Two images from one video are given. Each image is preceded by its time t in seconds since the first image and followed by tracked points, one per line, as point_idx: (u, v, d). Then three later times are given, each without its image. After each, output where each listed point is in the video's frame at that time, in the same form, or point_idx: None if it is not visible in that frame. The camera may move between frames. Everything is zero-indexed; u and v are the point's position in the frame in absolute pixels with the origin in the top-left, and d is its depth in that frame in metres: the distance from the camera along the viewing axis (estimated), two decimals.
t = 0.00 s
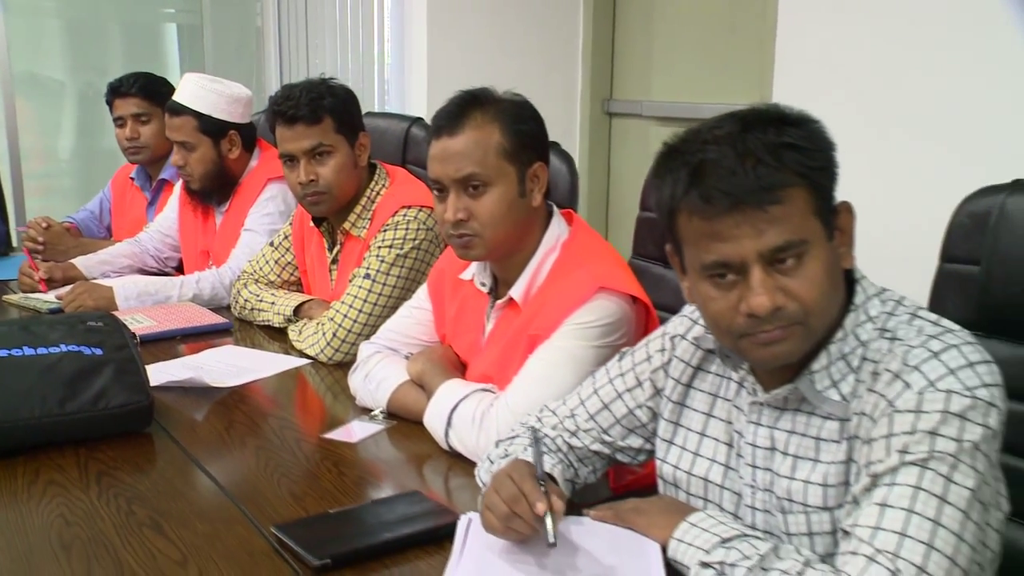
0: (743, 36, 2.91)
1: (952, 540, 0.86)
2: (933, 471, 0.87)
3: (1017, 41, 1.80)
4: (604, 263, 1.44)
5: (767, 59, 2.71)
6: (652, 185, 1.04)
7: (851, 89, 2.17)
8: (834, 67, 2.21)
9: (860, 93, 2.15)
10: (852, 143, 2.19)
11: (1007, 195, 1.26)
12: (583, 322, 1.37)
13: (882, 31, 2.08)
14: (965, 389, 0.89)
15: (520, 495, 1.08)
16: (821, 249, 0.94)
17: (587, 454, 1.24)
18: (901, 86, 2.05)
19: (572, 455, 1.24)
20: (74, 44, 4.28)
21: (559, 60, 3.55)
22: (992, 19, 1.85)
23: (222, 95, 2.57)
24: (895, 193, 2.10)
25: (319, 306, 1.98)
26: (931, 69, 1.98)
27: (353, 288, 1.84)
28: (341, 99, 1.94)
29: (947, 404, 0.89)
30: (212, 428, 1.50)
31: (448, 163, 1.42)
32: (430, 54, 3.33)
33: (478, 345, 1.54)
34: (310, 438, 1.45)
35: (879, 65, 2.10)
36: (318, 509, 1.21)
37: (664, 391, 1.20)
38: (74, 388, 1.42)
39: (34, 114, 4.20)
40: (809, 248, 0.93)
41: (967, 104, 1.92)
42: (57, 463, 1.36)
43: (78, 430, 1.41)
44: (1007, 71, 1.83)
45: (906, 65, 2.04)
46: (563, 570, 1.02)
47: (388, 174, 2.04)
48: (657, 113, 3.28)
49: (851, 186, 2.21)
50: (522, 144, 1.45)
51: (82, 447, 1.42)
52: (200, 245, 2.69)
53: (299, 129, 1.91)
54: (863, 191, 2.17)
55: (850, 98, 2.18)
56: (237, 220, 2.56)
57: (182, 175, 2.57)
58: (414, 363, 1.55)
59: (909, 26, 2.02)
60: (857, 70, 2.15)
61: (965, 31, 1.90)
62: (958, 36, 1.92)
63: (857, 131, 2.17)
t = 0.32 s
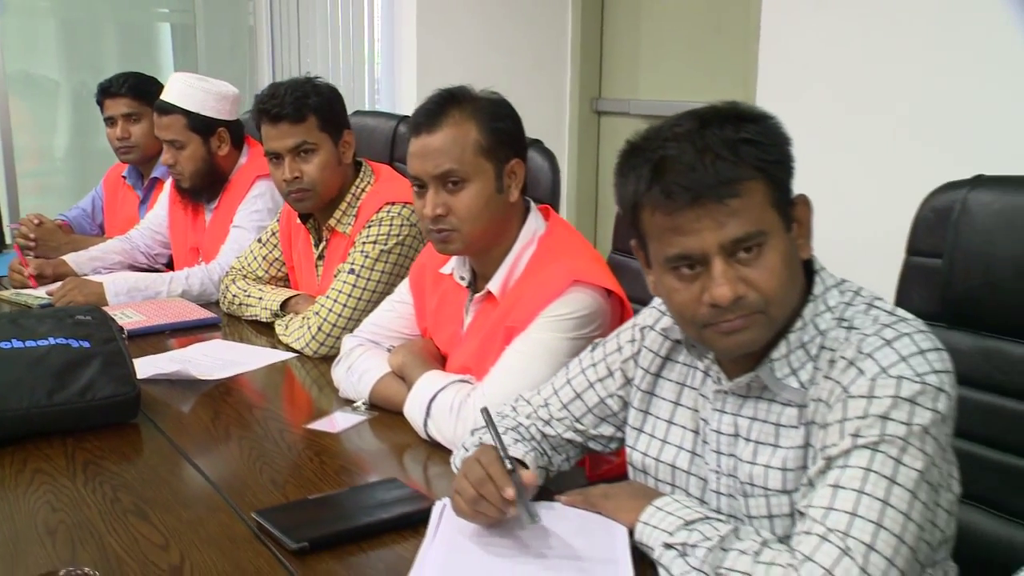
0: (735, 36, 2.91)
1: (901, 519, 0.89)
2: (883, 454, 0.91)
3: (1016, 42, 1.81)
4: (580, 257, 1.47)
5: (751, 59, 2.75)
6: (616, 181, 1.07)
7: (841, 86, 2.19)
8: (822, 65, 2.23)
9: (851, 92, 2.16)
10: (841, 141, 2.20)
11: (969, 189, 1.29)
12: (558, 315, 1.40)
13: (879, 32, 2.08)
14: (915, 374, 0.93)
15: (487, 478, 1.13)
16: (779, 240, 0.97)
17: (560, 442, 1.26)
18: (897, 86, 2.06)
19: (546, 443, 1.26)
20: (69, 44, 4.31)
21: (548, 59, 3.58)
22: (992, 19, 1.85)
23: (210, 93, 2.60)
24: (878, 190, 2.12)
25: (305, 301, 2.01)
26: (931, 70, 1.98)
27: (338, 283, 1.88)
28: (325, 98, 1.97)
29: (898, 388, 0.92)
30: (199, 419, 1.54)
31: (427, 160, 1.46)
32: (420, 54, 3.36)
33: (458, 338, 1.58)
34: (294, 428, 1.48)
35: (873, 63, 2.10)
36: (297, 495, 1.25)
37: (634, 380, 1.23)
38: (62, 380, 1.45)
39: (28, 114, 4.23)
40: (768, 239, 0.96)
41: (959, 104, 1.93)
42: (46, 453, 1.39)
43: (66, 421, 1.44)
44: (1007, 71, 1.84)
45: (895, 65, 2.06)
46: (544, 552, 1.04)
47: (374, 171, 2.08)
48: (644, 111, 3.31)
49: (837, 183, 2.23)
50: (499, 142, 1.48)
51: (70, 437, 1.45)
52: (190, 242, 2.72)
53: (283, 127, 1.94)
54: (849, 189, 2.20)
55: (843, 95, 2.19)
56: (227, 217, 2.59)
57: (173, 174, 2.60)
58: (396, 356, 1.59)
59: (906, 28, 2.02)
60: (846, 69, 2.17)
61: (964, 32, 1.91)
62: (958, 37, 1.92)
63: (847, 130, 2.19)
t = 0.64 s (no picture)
0: (725, 35, 2.92)
1: (852, 498, 0.93)
2: (837, 436, 0.95)
3: (1016, 42, 1.78)
4: (557, 251, 1.50)
5: (736, 57, 2.78)
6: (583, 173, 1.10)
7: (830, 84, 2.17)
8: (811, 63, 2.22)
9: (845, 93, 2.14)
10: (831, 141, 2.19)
11: (931, 182, 1.33)
12: (534, 306, 1.43)
13: (873, 31, 2.06)
14: (869, 359, 0.97)
15: (451, 461, 1.16)
16: (738, 231, 1.00)
17: (534, 429, 1.29)
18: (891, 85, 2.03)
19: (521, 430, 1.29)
20: (65, 42, 4.34)
21: (537, 57, 3.62)
22: (993, 19, 1.82)
23: (204, 79, 2.67)
24: (861, 187, 2.12)
25: (293, 294, 2.05)
26: (930, 70, 1.95)
27: (323, 277, 1.91)
28: (306, 100, 2.01)
29: (852, 373, 0.96)
30: (186, 408, 1.57)
31: (407, 154, 1.49)
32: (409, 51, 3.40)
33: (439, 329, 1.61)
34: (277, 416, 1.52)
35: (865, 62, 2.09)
36: (278, 481, 1.28)
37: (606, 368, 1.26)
38: (50, 369, 1.49)
39: (24, 111, 4.27)
40: (727, 229, 0.99)
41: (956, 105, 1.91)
42: (34, 441, 1.43)
43: (54, 409, 1.48)
44: (1007, 71, 1.81)
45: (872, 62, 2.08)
46: (507, 534, 1.08)
47: (360, 168, 2.14)
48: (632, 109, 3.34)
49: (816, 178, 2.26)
50: (477, 137, 1.52)
51: (59, 425, 1.49)
52: (181, 237, 2.75)
53: (259, 131, 2.00)
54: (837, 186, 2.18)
55: (834, 94, 2.17)
56: (219, 210, 2.63)
57: (175, 162, 2.61)
58: (378, 347, 1.62)
59: (906, 27, 1.99)
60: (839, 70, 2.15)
61: (965, 32, 1.88)
62: (959, 36, 1.89)
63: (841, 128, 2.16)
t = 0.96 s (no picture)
0: (712, 33, 2.94)
1: (806, 479, 0.96)
2: (793, 420, 0.98)
3: (1016, 42, 1.79)
4: (534, 244, 1.54)
5: (720, 55, 2.82)
6: (549, 168, 1.14)
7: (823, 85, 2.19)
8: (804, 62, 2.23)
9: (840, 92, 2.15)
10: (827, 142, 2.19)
11: (897, 177, 1.36)
12: (510, 298, 1.47)
13: (871, 29, 2.06)
14: (824, 347, 1.00)
15: (426, 448, 1.19)
16: (696, 224, 1.05)
17: (509, 417, 1.33)
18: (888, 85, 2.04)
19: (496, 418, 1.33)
20: (60, 41, 4.38)
21: (526, 55, 3.65)
22: (992, 19, 1.83)
23: (200, 75, 2.72)
24: (840, 183, 2.15)
25: (280, 288, 2.09)
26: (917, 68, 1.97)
27: (309, 271, 1.95)
28: (290, 99, 2.05)
29: (808, 359, 1.00)
30: (173, 398, 1.60)
31: (388, 151, 1.53)
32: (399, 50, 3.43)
33: (421, 322, 1.65)
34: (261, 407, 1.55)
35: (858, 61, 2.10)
36: (259, 468, 1.32)
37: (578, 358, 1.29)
38: (40, 360, 1.52)
39: (19, 109, 4.30)
40: (686, 223, 1.04)
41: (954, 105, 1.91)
42: (23, 430, 1.47)
43: (43, 400, 1.52)
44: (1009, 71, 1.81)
45: (851, 60, 2.11)
46: (482, 517, 1.11)
47: (346, 164, 2.18)
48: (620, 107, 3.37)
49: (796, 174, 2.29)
50: (456, 133, 1.56)
51: (48, 415, 1.53)
52: (172, 233, 2.79)
53: (244, 130, 2.04)
54: (819, 182, 2.21)
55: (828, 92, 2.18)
56: (210, 204, 2.67)
57: (173, 152, 2.64)
58: (360, 338, 1.66)
59: (906, 26, 1.99)
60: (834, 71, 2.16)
61: (966, 31, 1.88)
62: (960, 37, 1.89)
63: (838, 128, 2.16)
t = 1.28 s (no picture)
0: (695, 32, 2.96)
1: (758, 462, 1.00)
2: (746, 405, 1.02)
3: (1017, 43, 1.75)
4: (507, 239, 1.58)
5: (699, 54, 2.86)
6: (515, 163, 1.17)
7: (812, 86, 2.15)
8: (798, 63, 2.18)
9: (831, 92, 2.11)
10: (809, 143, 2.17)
11: (857, 172, 1.40)
12: (483, 291, 1.51)
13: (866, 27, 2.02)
14: (777, 335, 1.04)
15: (398, 435, 1.23)
16: (656, 219, 1.08)
17: (481, 407, 1.36)
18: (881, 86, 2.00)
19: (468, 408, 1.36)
20: (50, 41, 4.42)
21: (510, 53, 3.67)
22: (991, 20, 1.78)
23: (187, 74, 2.76)
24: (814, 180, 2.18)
25: (262, 284, 2.12)
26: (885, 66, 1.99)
27: (291, 267, 1.98)
28: (272, 96, 2.10)
29: (761, 347, 1.03)
30: (155, 391, 1.63)
31: (364, 147, 1.57)
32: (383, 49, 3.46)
33: (399, 315, 1.69)
34: (242, 398, 1.58)
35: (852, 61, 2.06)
36: (236, 456, 1.35)
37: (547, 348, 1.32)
38: (23, 354, 1.56)
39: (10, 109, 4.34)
40: (645, 217, 1.07)
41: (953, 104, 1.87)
42: (7, 422, 1.50)
43: (26, 392, 1.55)
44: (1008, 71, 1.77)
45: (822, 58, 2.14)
46: (451, 501, 1.14)
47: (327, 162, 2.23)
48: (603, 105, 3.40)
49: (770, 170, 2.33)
50: (430, 131, 1.60)
51: (31, 407, 1.56)
52: (158, 230, 2.82)
53: (229, 126, 2.09)
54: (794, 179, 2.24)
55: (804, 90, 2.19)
56: (195, 202, 2.70)
57: (158, 150, 2.67)
58: (338, 332, 1.70)
59: (907, 26, 1.93)
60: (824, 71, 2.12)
61: (966, 31, 1.83)
62: (959, 36, 1.85)
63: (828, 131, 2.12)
